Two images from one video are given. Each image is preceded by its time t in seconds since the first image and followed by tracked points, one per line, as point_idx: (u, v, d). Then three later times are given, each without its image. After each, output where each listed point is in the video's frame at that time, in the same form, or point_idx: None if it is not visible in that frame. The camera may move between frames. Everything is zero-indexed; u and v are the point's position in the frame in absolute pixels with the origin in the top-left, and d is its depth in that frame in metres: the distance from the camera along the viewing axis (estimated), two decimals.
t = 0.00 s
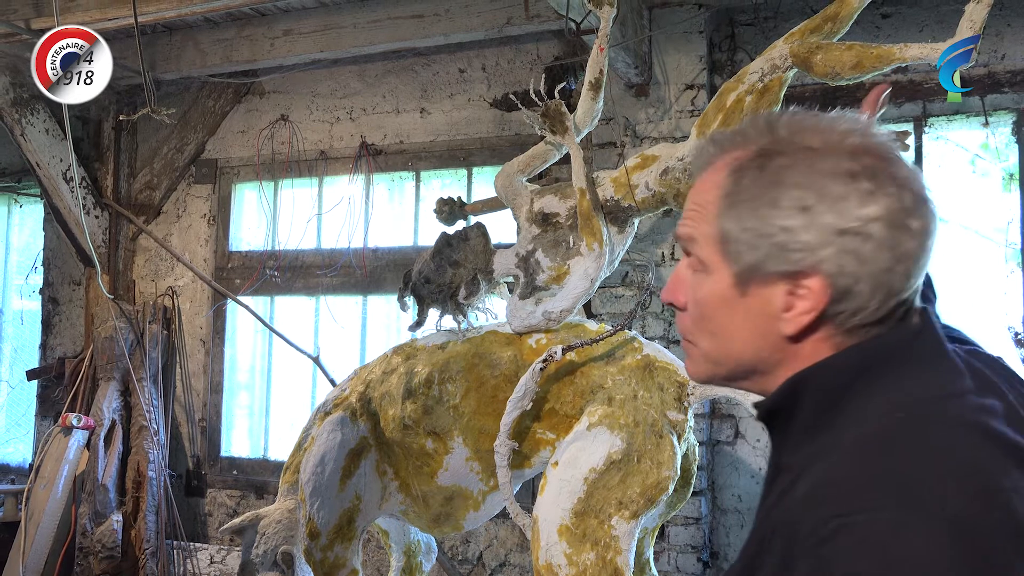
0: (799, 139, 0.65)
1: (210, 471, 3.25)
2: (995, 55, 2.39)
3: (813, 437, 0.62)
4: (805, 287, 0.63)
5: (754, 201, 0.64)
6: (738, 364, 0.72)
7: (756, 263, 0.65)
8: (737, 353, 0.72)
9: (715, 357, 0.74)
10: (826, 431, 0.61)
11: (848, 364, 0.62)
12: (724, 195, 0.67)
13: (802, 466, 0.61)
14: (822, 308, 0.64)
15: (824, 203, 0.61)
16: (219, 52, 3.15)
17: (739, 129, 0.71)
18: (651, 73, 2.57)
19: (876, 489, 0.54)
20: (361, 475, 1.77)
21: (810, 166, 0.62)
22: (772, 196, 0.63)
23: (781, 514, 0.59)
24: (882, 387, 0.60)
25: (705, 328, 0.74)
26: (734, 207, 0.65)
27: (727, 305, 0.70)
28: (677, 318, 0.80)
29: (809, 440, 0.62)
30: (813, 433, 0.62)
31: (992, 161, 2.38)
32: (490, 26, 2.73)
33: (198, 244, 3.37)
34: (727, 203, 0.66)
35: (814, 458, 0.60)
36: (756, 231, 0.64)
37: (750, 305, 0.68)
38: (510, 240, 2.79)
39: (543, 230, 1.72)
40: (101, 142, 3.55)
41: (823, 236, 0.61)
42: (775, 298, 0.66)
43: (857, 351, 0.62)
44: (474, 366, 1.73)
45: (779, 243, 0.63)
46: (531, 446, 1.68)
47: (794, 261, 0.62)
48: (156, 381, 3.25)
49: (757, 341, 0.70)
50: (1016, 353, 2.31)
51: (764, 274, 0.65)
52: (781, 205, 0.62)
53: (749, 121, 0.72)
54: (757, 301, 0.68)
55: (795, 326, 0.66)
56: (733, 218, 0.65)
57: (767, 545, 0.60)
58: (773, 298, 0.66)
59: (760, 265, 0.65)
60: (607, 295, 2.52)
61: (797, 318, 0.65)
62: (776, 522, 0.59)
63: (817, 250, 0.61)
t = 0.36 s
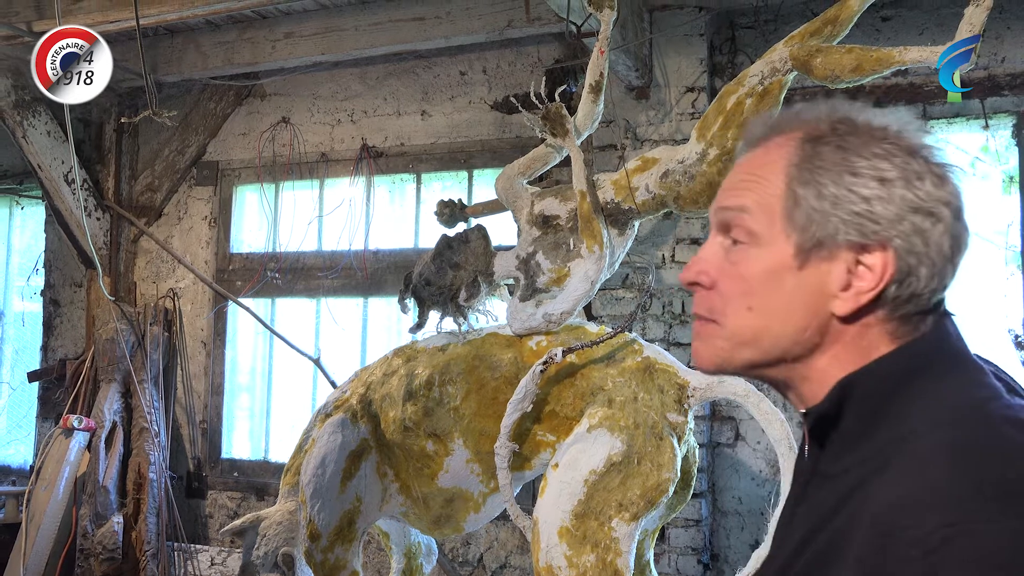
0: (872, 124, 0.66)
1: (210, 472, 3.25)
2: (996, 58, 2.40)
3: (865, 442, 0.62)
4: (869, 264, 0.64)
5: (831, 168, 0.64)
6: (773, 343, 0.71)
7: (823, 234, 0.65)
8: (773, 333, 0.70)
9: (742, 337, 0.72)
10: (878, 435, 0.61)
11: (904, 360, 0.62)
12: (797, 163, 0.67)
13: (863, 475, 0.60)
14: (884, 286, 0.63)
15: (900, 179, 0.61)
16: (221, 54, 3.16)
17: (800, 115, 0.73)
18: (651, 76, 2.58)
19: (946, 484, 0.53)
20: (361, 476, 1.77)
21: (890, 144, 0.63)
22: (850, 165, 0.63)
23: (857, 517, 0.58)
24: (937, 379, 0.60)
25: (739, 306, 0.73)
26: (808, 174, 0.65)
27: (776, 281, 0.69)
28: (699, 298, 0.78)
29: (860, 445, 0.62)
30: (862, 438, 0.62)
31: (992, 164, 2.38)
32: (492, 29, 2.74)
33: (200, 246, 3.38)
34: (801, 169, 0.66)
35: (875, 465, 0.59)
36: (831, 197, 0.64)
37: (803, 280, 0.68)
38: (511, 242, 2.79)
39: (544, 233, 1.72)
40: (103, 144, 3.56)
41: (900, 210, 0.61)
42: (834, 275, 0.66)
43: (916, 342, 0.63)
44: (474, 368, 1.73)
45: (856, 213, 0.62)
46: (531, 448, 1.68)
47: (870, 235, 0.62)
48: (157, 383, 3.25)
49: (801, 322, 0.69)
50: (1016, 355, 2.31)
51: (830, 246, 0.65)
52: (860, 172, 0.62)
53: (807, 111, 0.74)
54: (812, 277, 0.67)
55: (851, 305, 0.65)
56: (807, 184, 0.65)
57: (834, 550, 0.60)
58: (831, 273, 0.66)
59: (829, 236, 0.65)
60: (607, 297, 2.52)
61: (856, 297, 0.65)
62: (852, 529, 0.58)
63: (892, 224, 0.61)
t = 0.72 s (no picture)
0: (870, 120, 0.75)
1: (213, 473, 3.26)
2: (999, 60, 2.39)
3: (908, 444, 0.69)
4: (910, 266, 0.71)
5: (857, 175, 0.71)
6: (835, 360, 0.77)
7: (868, 245, 0.72)
8: (833, 351, 0.76)
9: (806, 361, 0.78)
10: (921, 439, 0.68)
11: (945, 364, 0.68)
12: (819, 175, 0.75)
13: (911, 480, 0.67)
14: (927, 282, 0.71)
15: (922, 175, 0.70)
16: (225, 56, 3.16)
17: (787, 122, 0.81)
18: (654, 77, 2.58)
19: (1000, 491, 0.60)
20: (364, 478, 1.77)
21: (898, 142, 0.72)
22: (870, 169, 0.71)
23: (915, 523, 0.64)
24: (978, 381, 0.67)
25: (792, 335, 0.78)
26: (838, 187, 0.73)
27: (826, 299, 0.75)
28: (742, 336, 0.81)
29: (903, 449, 0.69)
30: (905, 442, 0.69)
31: (995, 165, 2.38)
32: (495, 31, 2.74)
33: (202, 247, 3.39)
34: (826, 180, 0.74)
35: (924, 473, 0.66)
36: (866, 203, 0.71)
37: (853, 294, 0.74)
38: (514, 244, 2.79)
39: (547, 234, 1.73)
40: (106, 145, 3.56)
41: (928, 206, 0.69)
42: (879, 284, 0.73)
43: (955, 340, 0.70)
44: (477, 369, 1.73)
45: (894, 216, 0.70)
46: (534, 449, 1.68)
47: (912, 237, 0.70)
48: (160, 383, 3.26)
49: (856, 333, 0.75)
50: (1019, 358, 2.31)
51: (875, 257, 0.72)
52: (883, 173, 0.70)
53: (791, 118, 0.81)
54: (861, 290, 0.74)
55: (901, 307, 0.73)
56: (839, 195, 0.73)
57: (885, 555, 0.66)
58: (878, 283, 0.73)
59: (874, 247, 0.71)
60: (610, 299, 2.53)
61: (904, 299, 0.72)
62: (906, 539, 0.65)
63: (926, 220, 0.69)
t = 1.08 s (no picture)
0: (887, 116, 0.75)
1: (216, 474, 3.26)
2: (1002, 61, 2.39)
3: (923, 450, 0.69)
4: (930, 267, 0.72)
5: (877, 174, 0.72)
6: (853, 362, 0.77)
7: (887, 245, 0.72)
8: (851, 351, 0.76)
9: (824, 363, 0.77)
10: (936, 447, 0.68)
11: (957, 370, 0.69)
12: (837, 173, 0.75)
13: (928, 488, 0.67)
14: (947, 283, 0.72)
15: (941, 170, 0.71)
16: (228, 57, 3.17)
17: (802, 118, 0.81)
18: (657, 79, 2.58)
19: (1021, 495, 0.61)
20: (367, 479, 1.77)
21: (918, 139, 0.72)
22: (890, 167, 0.72)
23: (936, 530, 0.64)
24: (993, 386, 0.68)
25: (810, 336, 0.78)
26: (858, 183, 0.74)
27: (845, 299, 0.76)
28: (760, 337, 0.82)
29: (918, 455, 0.69)
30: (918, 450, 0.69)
31: (998, 167, 2.38)
32: (497, 32, 2.74)
33: (205, 248, 3.40)
34: (845, 178, 0.75)
35: (942, 479, 0.66)
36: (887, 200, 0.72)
37: (872, 293, 0.75)
38: (516, 245, 2.80)
39: (550, 235, 1.73)
40: (110, 146, 3.57)
41: (947, 204, 0.70)
42: (899, 284, 0.74)
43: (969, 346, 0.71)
44: (480, 371, 1.74)
45: (914, 215, 0.70)
46: (537, 451, 1.68)
47: (931, 237, 0.71)
48: (163, 384, 3.26)
49: (874, 333, 0.75)
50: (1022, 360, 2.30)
51: (893, 256, 0.73)
52: (901, 170, 0.71)
53: (808, 114, 0.82)
54: (879, 290, 0.74)
55: (919, 308, 0.73)
56: (859, 193, 0.74)
57: (901, 562, 0.65)
58: (897, 283, 0.74)
59: (894, 246, 0.72)
60: (612, 300, 2.53)
61: (923, 300, 0.73)
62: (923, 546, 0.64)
63: (944, 220, 0.70)
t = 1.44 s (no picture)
0: (893, 121, 0.74)
1: (219, 474, 3.26)
2: (1005, 63, 2.39)
3: (922, 453, 0.69)
4: (921, 278, 0.72)
5: (867, 186, 0.72)
6: (836, 368, 0.78)
7: (873, 258, 0.72)
8: (833, 358, 0.78)
9: (807, 368, 0.80)
10: (936, 451, 0.68)
11: (957, 372, 0.69)
12: (830, 183, 0.75)
13: (928, 491, 0.67)
14: (940, 295, 0.71)
15: (939, 182, 0.70)
16: (232, 58, 3.17)
17: (810, 119, 0.81)
18: (660, 80, 2.58)
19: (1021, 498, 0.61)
20: (370, 480, 1.77)
21: (920, 147, 0.71)
22: (885, 180, 0.71)
23: (937, 533, 0.64)
24: (992, 389, 0.68)
25: (794, 340, 0.80)
26: (846, 196, 0.73)
27: (829, 308, 0.77)
28: (747, 335, 0.85)
29: (918, 459, 0.69)
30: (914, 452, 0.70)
31: (1002, 169, 2.38)
32: (500, 34, 2.75)
33: (208, 249, 3.40)
34: (835, 189, 0.74)
35: (942, 482, 0.66)
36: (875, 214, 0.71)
37: (857, 304, 0.75)
38: (519, 246, 2.80)
39: (553, 237, 1.73)
40: (113, 147, 3.58)
41: (945, 217, 0.69)
42: (887, 295, 0.74)
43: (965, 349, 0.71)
44: (483, 372, 1.73)
45: (903, 229, 0.70)
46: (540, 452, 1.68)
47: (921, 250, 0.70)
48: (166, 385, 3.26)
49: (859, 342, 0.76)
50: None
51: (879, 270, 0.73)
52: (894, 183, 0.70)
53: (817, 113, 0.81)
54: (865, 301, 0.75)
55: (907, 320, 0.73)
56: (846, 206, 0.73)
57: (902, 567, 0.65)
58: (884, 295, 0.74)
59: (880, 260, 0.72)
60: (615, 301, 2.53)
61: (911, 312, 0.73)
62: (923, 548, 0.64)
63: (939, 233, 0.69)
